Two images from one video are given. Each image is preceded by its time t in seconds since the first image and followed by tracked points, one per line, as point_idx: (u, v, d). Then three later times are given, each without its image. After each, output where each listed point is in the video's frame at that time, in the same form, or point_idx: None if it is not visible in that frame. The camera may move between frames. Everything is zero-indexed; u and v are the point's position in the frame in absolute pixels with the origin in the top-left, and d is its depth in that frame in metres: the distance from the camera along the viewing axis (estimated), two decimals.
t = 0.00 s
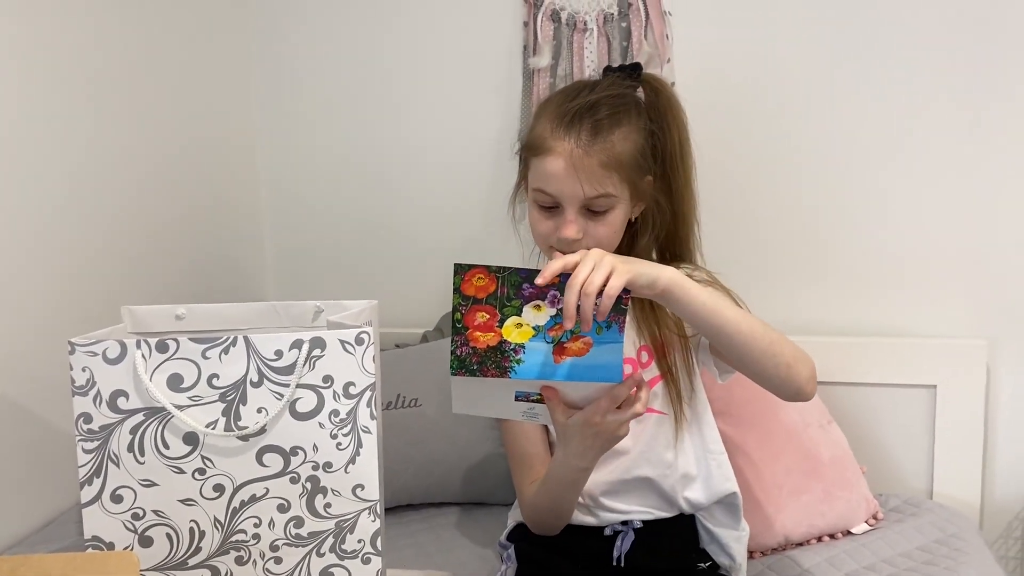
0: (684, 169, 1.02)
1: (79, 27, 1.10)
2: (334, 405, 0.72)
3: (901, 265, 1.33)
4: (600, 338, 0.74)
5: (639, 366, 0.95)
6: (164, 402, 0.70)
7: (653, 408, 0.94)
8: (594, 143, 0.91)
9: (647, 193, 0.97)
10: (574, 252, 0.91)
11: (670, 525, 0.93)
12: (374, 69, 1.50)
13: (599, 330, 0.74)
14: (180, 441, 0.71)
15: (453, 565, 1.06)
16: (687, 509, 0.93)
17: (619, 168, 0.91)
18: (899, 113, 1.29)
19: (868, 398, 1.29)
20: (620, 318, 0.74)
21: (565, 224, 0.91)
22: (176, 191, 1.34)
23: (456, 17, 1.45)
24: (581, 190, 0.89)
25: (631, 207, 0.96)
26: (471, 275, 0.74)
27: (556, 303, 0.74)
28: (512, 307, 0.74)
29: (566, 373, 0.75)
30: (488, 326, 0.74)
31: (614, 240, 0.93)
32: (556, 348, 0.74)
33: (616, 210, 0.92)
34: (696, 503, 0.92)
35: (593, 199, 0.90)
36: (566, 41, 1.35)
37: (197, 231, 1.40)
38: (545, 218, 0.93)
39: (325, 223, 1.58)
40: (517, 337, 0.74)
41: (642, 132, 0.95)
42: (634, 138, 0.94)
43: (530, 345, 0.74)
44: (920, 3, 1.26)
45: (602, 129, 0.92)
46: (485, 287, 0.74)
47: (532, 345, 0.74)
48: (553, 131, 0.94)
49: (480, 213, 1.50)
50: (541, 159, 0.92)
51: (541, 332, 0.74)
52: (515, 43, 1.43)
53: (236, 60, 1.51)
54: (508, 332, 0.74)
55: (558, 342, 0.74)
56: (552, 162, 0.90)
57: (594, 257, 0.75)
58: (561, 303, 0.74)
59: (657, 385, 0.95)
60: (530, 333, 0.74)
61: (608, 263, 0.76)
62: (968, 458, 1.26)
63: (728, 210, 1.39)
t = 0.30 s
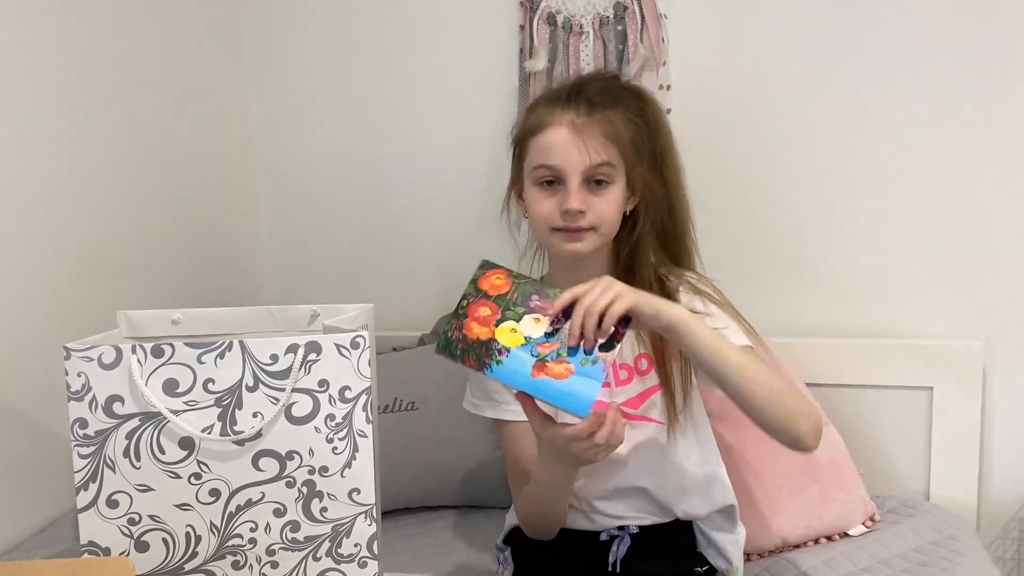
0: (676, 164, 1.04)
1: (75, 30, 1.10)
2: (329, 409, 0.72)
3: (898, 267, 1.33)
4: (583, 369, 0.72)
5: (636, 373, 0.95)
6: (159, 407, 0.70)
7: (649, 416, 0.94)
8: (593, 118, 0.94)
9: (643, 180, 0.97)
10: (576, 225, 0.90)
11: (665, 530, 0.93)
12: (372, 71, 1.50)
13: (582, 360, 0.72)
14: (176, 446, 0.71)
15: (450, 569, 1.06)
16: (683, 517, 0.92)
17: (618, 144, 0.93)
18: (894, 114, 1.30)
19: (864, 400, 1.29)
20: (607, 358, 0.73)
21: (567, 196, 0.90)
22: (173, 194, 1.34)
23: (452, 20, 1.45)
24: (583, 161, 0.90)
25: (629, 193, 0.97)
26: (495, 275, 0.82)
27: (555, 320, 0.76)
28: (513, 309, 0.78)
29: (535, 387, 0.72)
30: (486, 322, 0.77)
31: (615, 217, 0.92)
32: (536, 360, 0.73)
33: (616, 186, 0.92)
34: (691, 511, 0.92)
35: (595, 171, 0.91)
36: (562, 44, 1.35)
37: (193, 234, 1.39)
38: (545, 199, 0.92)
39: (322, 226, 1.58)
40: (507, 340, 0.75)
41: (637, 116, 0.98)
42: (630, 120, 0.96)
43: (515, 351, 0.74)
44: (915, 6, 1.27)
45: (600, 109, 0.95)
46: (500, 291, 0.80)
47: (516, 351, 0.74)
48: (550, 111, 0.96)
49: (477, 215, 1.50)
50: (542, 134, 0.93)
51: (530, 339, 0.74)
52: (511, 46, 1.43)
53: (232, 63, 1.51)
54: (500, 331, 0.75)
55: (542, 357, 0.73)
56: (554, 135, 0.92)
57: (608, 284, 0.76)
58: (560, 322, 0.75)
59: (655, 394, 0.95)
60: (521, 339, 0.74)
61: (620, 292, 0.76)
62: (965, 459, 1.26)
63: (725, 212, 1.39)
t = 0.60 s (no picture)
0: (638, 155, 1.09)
1: (71, 32, 1.10)
2: (327, 411, 0.72)
3: (895, 267, 1.33)
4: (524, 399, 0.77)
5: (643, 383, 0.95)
6: (158, 410, 0.70)
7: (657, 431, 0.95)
8: (556, 110, 0.99)
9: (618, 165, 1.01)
10: (580, 195, 0.90)
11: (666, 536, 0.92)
12: (370, 73, 1.51)
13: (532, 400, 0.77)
14: (174, 448, 0.71)
15: (448, 570, 1.06)
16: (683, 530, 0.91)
17: (587, 128, 0.98)
18: (891, 113, 1.30)
19: (862, 400, 1.30)
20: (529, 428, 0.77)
21: (563, 173, 0.91)
22: (170, 195, 1.34)
23: (449, 21, 1.46)
24: (566, 138, 0.93)
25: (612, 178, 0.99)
26: (613, 338, 0.84)
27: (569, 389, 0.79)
28: (588, 351, 0.81)
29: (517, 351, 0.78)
30: (584, 323, 0.80)
31: (614, 185, 0.93)
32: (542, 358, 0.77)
33: (603, 160, 0.94)
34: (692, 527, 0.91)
35: (579, 146, 0.93)
36: (558, 46, 1.36)
37: (190, 235, 1.39)
38: (542, 186, 0.93)
39: (320, 227, 1.58)
40: (569, 335, 0.79)
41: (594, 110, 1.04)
42: (590, 111, 1.02)
43: (556, 343, 0.78)
44: (912, 6, 1.27)
45: (562, 105, 1.01)
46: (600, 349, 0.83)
47: (555, 346, 0.78)
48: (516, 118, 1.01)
49: (475, 217, 1.50)
50: (518, 133, 0.96)
51: (560, 358, 0.78)
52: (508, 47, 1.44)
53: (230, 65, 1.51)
54: (574, 330, 0.79)
55: (542, 363, 0.77)
56: (530, 126, 0.95)
57: (625, 381, 0.82)
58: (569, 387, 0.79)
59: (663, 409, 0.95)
60: (568, 349, 0.79)
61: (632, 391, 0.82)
62: (963, 458, 1.26)
63: (723, 212, 1.39)
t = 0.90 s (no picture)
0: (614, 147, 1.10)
1: (70, 34, 1.11)
2: (327, 414, 0.72)
3: (894, 268, 1.34)
4: (572, 276, 0.83)
5: (645, 388, 0.94)
6: (158, 412, 0.70)
7: (656, 436, 0.93)
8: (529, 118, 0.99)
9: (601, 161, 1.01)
10: (569, 198, 0.90)
11: (665, 538, 0.93)
12: (369, 75, 1.51)
13: (574, 283, 0.84)
14: (174, 451, 0.71)
15: (448, 571, 1.06)
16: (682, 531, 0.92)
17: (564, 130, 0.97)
18: (890, 114, 1.30)
19: (861, 401, 1.30)
20: (566, 306, 0.84)
21: (548, 180, 0.91)
22: (169, 197, 1.34)
23: (448, 23, 1.46)
24: (546, 144, 0.93)
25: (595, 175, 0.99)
26: (702, 268, 0.83)
27: (623, 287, 0.83)
28: (659, 265, 0.83)
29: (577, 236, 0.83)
30: (667, 237, 0.82)
31: (600, 180, 0.93)
32: (602, 249, 0.83)
33: (585, 157, 0.94)
34: (691, 526, 0.92)
35: (559, 149, 0.93)
36: (557, 48, 1.37)
37: (190, 236, 1.40)
38: (529, 196, 0.92)
39: (319, 229, 1.58)
40: (641, 240, 0.83)
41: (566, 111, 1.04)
42: (564, 113, 1.02)
43: (622, 239, 0.83)
44: (910, 7, 1.27)
45: (534, 112, 1.00)
46: (683, 273, 0.84)
47: (620, 242, 0.83)
48: (493, 132, 1.00)
49: (474, 218, 1.50)
50: (496, 147, 0.96)
51: (622, 256, 0.83)
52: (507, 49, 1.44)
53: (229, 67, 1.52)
54: (648, 237, 0.82)
55: (600, 253, 0.83)
56: (507, 139, 0.95)
57: (692, 301, 0.83)
58: (625, 287, 0.83)
59: (665, 415, 0.94)
60: (631, 250, 0.83)
61: (697, 310, 0.83)
62: (962, 459, 1.26)
63: (721, 213, 1.40)
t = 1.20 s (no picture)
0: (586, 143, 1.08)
1: (70, 37, 1.11)
2: (327, 416, 0.72)
3: (893, 270, 1.34)
4: (549, 252, 0.83)
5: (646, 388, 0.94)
6: (158, 415, 0.70)
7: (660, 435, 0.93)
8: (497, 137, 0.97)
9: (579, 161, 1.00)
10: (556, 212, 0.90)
11: (665, 542, 0.94)
12: (368, 77, 1.51)
13: (552, 258, 0.83)
14: (174, 453, 0.71)
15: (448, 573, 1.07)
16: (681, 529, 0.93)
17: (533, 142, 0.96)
18: (888, 116, 1.30)
19: (860, 402, 1.30)
20: (541, 280, 0.84)
21: (529, 199, 0.90)
22: (169, 199, 1.34)
23: (448, 25, 1.46)
24: (520, 164, 0.91)
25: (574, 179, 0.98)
26: (678, 242, 0.84)
27: (600, 261, 0.84)
28: (636, 239, 0.83)
29: (554, 211, 0.83)
30: (642, 211, 0.83)
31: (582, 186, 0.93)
32: (578, 224, 0.83)
33: (561, 166, 0.93)
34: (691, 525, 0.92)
35: (534, 165, 0.91)
36: (556, 50, 1.37)
37: (190, 239, 1.40)
38: (515, 217, 0.92)
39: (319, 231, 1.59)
40: (616, 214, 0.83)
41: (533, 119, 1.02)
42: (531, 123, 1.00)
43: (600, 215, 0.83)
44: (909, 10, 1.28)
45: (500, 130, 0.99)
46: (659, 246, 0.84)
47: (597, 219, 0.83)
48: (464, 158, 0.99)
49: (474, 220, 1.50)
50: (471, 175, 0.95)
51: (599, 231, 0.83)
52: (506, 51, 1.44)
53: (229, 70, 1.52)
54: (625, 211, 0.83)
55: (577, 228, 0.83)
56: (480, 166, 0.93)
57: (665, 280, 0.83)
58: (601, 262, 0.84)
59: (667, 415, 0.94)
60: (608, 223, 0.83)
61: (670, 285, 0.84)
62: (961, 460, 1.26)
63: (721, 215, 1.40)
